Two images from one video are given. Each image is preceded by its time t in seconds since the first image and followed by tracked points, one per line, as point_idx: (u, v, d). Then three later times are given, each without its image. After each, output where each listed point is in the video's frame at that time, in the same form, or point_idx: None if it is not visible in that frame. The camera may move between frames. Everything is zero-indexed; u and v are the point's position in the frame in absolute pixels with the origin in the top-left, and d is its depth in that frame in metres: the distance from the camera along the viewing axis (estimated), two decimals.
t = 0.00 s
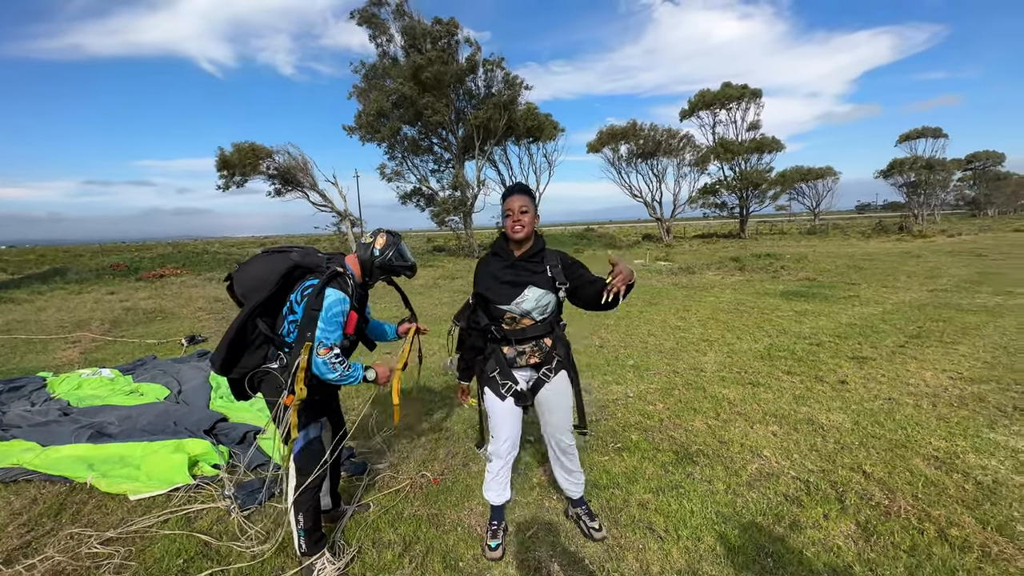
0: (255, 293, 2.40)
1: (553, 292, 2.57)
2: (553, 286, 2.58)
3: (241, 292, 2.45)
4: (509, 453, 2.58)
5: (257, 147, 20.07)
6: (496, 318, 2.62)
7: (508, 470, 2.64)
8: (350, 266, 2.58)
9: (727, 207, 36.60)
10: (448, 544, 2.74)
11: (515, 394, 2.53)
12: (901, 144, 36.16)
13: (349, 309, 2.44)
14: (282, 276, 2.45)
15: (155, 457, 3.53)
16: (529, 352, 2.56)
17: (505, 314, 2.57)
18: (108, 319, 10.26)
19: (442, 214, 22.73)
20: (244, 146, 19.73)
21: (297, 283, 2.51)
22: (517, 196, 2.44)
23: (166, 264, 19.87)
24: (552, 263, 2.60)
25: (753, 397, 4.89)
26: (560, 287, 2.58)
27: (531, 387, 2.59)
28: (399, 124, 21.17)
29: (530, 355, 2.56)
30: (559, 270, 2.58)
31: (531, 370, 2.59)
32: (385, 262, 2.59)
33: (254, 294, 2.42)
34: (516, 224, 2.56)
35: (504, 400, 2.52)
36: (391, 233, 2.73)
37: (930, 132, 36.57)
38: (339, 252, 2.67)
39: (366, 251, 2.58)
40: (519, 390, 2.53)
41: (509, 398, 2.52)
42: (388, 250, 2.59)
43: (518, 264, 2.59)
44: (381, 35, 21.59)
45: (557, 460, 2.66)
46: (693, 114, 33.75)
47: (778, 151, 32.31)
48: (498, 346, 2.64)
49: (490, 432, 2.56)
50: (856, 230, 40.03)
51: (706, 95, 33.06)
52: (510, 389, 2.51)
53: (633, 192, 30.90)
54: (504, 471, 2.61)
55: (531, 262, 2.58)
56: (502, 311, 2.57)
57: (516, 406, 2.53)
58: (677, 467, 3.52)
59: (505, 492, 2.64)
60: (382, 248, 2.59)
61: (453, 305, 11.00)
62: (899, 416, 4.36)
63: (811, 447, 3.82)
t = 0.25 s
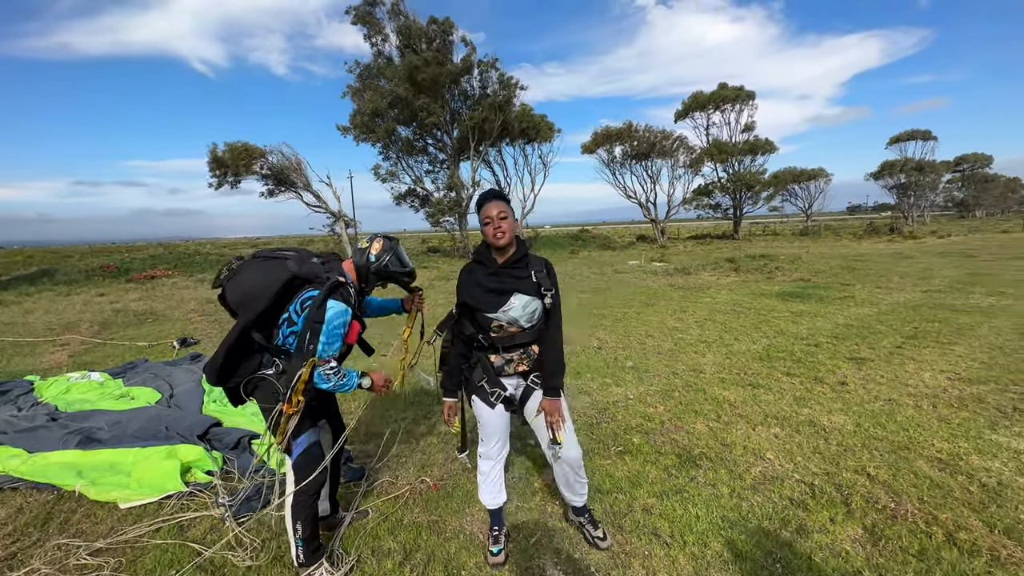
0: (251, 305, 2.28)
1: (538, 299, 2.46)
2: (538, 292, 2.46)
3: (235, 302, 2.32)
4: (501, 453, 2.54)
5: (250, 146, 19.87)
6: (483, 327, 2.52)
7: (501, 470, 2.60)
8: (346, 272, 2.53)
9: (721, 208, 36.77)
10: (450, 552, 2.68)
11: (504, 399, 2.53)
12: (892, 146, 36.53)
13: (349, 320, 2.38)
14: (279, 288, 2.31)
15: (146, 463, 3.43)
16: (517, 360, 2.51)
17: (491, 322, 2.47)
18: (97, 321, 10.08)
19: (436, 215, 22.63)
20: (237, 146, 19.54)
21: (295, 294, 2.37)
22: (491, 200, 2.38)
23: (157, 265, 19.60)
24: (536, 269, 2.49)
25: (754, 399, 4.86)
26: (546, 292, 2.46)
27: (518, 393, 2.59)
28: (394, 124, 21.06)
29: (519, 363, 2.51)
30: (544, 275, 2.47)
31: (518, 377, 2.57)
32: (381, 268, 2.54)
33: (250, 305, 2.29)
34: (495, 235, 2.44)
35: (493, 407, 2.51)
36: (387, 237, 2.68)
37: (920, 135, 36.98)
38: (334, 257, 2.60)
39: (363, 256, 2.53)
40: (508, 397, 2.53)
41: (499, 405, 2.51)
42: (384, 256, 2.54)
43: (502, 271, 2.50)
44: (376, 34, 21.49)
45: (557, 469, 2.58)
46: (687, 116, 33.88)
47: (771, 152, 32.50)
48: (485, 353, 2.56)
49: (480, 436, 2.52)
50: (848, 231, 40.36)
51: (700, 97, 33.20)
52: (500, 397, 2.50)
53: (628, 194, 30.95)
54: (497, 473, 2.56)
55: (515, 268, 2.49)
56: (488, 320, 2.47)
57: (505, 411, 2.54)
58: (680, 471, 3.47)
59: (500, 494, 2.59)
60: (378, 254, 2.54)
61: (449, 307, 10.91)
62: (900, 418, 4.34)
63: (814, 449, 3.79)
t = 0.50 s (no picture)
0: (236, 308, 2.19)
1: (540, 298, 2.25)
2: (540, 290, 2.25)
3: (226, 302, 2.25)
4: (507, 460, 2.42)
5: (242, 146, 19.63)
6: (481, 330, 2.29)
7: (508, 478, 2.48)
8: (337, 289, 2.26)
9: (714, 209, 36.92)
10: (455, 563, 2.57)
11: (508, 404, 2.28)
12: (882, 148, 36.89)
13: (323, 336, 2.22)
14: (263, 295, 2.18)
15: (136, 472, 3.29)
16: (520, 362, 2.26)
17: (491, 324, 2.24)
18: (85, 323, 9.86)
19: (431, 215, 22.49)
20: (228, 145, 19.27)
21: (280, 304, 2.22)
22: (489, 194, 2.20)
23: (146, 266, 19.30)
24: (537, 268, 2.28)
25: (758, 400, 4.79)
26: (548, 290, 2.24)
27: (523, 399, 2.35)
28: (388, 124, 20.91)
29: (521, 366, 2.27)
30: (545, 274, 2.26)
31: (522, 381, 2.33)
32: (366, 289, 2.18)
33: (235, 309, 2.20)
34: (496, 233, 2.23)
35: (495, 412, 2.28)
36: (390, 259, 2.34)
37: (910, 137, 37.38)
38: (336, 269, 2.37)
39: (353, 274, 2.22)
40: (512, 402, 2.29)
41: (502, 409, 2.28)
42: (374, 275, 2.19)
43: (501, 271, 2.27)
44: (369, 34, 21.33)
45: (556, 478, 2.49)
46: (681, 117, 34.01)
47: (764, 154, 32.68)
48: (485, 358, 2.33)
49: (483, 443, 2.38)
50: (840, 232, 40.69)
51: (694, 98, 33.32)
52: (502, 402, 2.25)
53: (622, 195, 30.97)
54: (502, 480, 2.43)
55: (515, 268, 2.26)
56: (488, 321, 2.24)
57: (508, 416, 2.30)
58: (689, 476, 3.38)
59: (506, 503, 2.46)
60: (369, 271, 2.21)
61: (445, 307, 10.78)
62: (907, 419, 4.29)
63: (823, 453, 3.72)
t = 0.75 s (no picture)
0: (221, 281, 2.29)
1: (551, 299, 2.07)
2: (550, 292, 2.07)
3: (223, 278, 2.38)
4: (514, 472, 2.24)
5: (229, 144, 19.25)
6: (488, 333, 2.09)
7: (513, 491, 2.29)
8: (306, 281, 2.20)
9: (704, 211, 37.13)
10: None
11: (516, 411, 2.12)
12: (868, 151, 37.43)
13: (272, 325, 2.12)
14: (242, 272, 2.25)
15: (118, 484, 3.10)
16: (529, 368, 2.08)
17: (499, 328, 2.05)
18: (65, 326, 9.51)
19: (422, 216, 22.27)
20: (215, 144, 18.87)
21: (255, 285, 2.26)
22: (497, 190, 2.01)
23: (130, 267, 18.81)
24: (546, 267, 2.10)
25: (763, 403, 4.71)
26: (559, 292, 2.07)
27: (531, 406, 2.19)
28: (379, 123, 20.67)
29: (531, 372, 2.09)
30: (555, 273, 2.09)
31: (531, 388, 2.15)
32: (326, 287, 2.05)
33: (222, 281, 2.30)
34: (502, 232, 2.02)
35: (504, 422, 2.11)
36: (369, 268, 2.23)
37: (894, 141, 37.98)
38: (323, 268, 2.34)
39: (322, 269, 2.16)
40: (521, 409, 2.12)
41: (510, 418, 2.11)
42: (341, 273, 2.07)
43: (507, 271, 2.08)
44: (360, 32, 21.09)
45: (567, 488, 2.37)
46: (672, 119, 34.17)
47: (753, 156, 32.95)
48: (492, 364, 2.14)
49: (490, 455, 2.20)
50: (827, 234, 41.15)
51: (685, 100, 33.48)
52: (511, 410, 2.08)
53: (613, 196, 30.99)
54: (509, 496, 2.25)
55: (523, 267, 2.07)
56: (495, 325, 2.04)
57: (516, 424, 2.16)
58: (700, 483, 3.27)
59: (514, 516, 2.29)
60: (334, 270, 2.10)
61: (438, 309, 10.60)
62: (914, 422, 4.24)
63: (834, 458, 3.64)
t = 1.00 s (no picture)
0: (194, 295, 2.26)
1: (560, 305, 2.01)
2: (559, 297, 2.02)
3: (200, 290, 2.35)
4: (519, 487, 2.12)
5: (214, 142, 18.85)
6: (494, 342, 1.99)
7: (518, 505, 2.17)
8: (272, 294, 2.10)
9: (692, 214, 37.42)
10: None
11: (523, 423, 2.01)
12: (851, 155, 38.10)
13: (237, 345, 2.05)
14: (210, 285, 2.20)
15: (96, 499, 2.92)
16: (538, 378, 1.98)
17: (508, 336, 1.95)
18: (40, 330, 9.16)
19: (411, 217, 22.06)
20: (199, 142, 18.44)
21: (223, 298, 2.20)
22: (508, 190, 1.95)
23: (110, 268, 18.31)
24: (553, 272, 2.05)
25: (761, 408, 4.66)
26: (568, 298, 2.03)
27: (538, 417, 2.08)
28: (368, 123, 20.43)
29: (541, 383, 1.99)
30: (563, 278, 2.04)
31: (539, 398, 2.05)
32: (292, 300, 1.94)
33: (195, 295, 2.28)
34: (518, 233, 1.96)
35: (511, 435, 2.00)
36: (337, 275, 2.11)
37: (876, 145, 38.71)
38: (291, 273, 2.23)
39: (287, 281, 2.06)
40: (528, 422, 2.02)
41: (517, 430, 2.00)
42: (306, 284, 1.96)
43: (514, 276, 1.99)
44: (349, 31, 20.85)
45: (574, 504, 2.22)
46: (660, 122, 34.41)
47: (740, 159, 33.30)
48: (498, 374, 2.03)
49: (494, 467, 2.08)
50: (812, 236, 41.75)
51: (673, 103, 33.72)
52: (518, 422, 1.97)
53: (603, 198, 31.07)
54: (513, 509, 2.14)
55: (529, 272, 1.99)
56: (502, 332, 1.94)
57: (523, 437, 2.05)
58: (703, 492, 3.20)
59: (518, 532, 2.17)
60: (299, 280, 2.00)
61: (429, 312, 10.45)
62: (913, 427, 4.22)
63: (836, 464, 3.60)
